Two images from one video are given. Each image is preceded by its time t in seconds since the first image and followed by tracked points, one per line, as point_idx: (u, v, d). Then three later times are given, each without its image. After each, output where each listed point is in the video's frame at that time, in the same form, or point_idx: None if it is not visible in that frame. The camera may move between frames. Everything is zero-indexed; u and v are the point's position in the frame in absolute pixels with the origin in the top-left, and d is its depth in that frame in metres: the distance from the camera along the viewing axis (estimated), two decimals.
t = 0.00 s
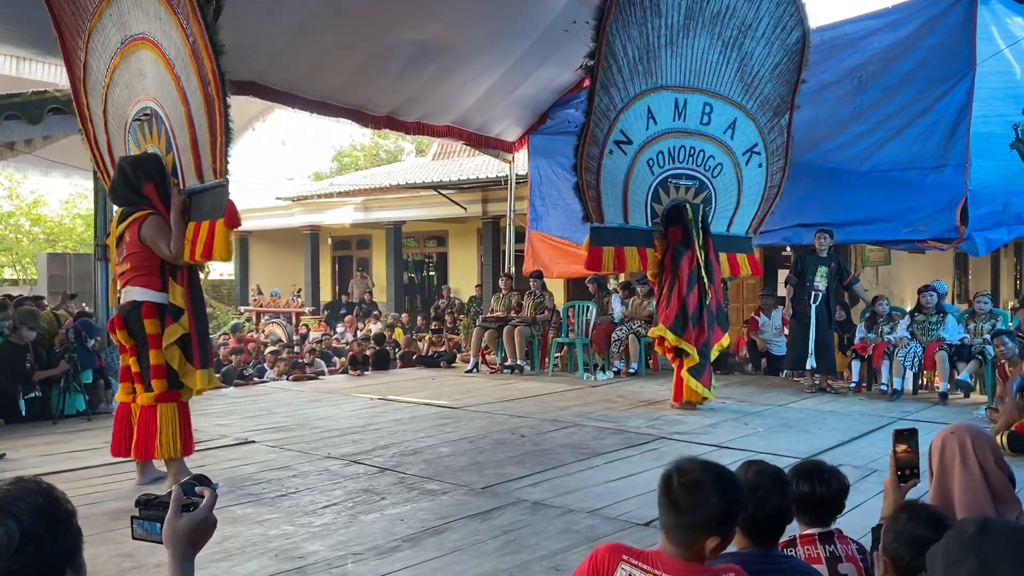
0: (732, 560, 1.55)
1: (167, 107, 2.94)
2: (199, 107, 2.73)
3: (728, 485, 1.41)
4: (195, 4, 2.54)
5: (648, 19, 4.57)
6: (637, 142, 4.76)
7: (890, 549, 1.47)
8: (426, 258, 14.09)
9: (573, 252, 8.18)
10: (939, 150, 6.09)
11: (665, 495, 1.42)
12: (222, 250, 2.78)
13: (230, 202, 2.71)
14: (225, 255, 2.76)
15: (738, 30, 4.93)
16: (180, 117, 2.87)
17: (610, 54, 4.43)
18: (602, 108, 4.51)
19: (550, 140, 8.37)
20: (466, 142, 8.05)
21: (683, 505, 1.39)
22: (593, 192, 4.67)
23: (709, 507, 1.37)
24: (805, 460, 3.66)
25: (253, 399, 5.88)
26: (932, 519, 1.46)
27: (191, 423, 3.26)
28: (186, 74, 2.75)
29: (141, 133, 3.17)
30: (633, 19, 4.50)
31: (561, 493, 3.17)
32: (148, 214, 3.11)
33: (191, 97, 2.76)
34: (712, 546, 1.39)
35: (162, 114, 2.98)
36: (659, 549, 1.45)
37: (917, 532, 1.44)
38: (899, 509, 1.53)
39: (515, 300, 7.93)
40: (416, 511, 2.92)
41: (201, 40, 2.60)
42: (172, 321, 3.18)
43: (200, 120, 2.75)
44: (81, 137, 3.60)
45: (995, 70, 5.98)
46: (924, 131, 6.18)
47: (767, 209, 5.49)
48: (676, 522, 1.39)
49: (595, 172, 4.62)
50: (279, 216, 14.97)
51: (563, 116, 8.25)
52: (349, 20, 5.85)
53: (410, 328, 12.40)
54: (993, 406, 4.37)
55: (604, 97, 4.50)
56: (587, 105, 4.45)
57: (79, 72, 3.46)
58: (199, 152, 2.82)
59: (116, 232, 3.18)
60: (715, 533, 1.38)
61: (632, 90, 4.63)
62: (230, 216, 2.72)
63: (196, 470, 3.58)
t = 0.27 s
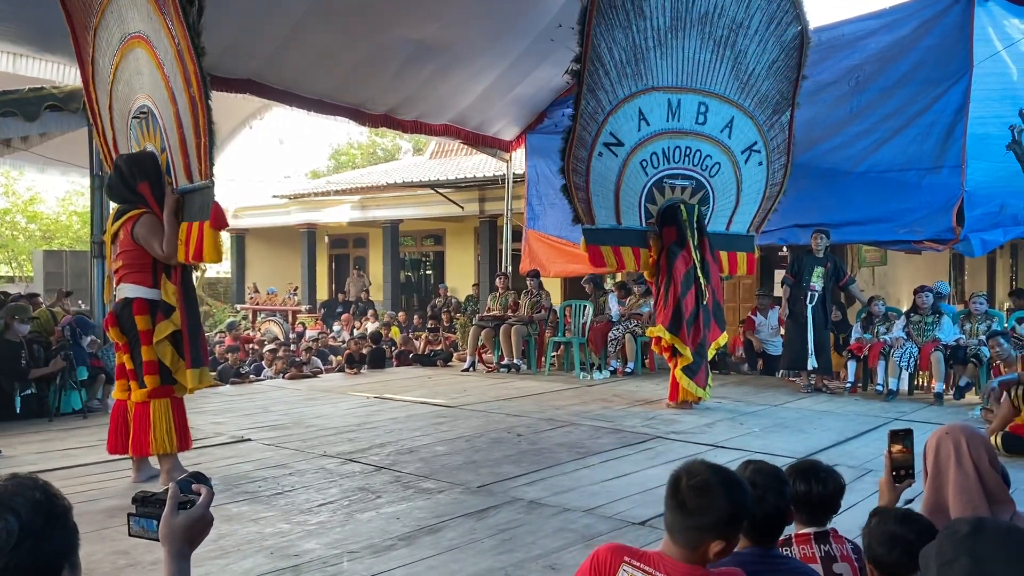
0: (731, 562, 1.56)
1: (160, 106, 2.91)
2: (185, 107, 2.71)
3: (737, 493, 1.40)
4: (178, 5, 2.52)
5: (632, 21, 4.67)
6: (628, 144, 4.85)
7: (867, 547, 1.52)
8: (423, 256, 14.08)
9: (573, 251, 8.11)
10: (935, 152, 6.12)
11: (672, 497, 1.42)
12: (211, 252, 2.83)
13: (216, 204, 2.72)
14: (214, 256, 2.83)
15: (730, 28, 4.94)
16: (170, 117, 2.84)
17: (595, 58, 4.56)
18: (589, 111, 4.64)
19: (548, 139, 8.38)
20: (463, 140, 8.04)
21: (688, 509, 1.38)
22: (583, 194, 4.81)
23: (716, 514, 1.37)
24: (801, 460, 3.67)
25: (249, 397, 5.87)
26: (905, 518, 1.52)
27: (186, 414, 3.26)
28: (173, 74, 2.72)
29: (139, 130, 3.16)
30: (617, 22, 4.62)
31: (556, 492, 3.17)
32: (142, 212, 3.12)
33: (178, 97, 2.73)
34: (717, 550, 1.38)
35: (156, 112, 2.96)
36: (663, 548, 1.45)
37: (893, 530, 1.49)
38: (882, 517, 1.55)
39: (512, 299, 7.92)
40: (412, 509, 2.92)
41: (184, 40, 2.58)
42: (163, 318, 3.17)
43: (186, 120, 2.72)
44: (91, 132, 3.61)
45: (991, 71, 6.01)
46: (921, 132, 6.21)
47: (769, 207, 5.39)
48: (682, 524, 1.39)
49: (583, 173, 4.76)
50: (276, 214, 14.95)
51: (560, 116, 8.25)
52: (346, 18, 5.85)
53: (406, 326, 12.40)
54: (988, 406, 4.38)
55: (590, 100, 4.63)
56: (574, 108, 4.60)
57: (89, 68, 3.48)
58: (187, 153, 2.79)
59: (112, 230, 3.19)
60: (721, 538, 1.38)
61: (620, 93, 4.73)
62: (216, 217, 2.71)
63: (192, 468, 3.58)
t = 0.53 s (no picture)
0: (729, 560, 1.55)
1: (157, 106, 2.88)
2: (175, 107, 2.70)
3: (714, 477, 1.43)
4: (166, 4, 2.52)
5: (623, 25, 4.74)
6: (621, 146, 4.90)
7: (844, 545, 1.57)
8: (421, 255, 14.09)
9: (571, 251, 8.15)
10: (933, 153, 6.16)
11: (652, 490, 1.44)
12: (199, 254, 2.89)
13: (208, 206, 2.79)
14: (201, 258, 2.89)
15: (724, 28, 4.95)
16: (165, 118, 2.81)
17: (586, 61, 4.65)
18: (580, 113, 4.74)
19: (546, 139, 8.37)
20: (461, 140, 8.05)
21: (670, 500, 1.40)
22: (575, 196, 4.90)
23: (698, 501, 1.39)
24: (797, 461, 3.68)
25: (246, 396, 5.87)
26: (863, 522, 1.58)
27: (183, 414, 3.25)
28: (166, 76, 2.69)
29: (138, 129, 3.16)
30: (608, 25, 4.69)
31: (553, 492, 3.17)
32: (139, 211, 3.13)
33: (172, 100, 2.70)
34: (706, 539, 1.39)
35: (154, 112, 2.92)
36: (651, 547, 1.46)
37: (875, 531, 1.53)
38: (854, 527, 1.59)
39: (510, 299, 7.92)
40: (409, 509, 2.93)
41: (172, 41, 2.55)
42: (159, 317, 3.18)
43: (176, 120, 2.71)
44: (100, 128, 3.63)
45: (989, 73, 5.99)
46: (919, 133, 6.23)
47: (770, 208, 5.34)
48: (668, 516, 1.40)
49: (575, 175, 4.84)
50: (274, 212, 14.95)
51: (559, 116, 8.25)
52: (345, 18, 5.85)
53: (404, 325, 12.40)
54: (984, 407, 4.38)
55: (581, 103, 4.73)
56: (565, 111, 4.71)
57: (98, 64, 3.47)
58: (180, 154, 2.75)
59: (112, 228, 3.20)
60: (706, 525, 1.39)
61: (611, 96, 4.80)
62: (206, 217, 2.79)
63: (189, 467, 3.58)
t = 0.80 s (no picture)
0: (729, 564, 1.51)
1: (155, 101, 2.80)
2: (165, 100, 2.66)
3: (666, 462, 1.52)
4: None
5: (620, 24, 4.67)
6: (617, 146, 4.82)
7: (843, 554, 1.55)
8: (419, 254, 14.07)
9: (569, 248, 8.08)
10: (932, 153, 6.16)
11: (615, 486, 1.50)
12: (188, 253, 2.88)
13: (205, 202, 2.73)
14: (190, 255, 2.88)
15: (725, 28, 4.94)
16: (162, 112, 2.72)
17: (582, 60, 4.55)
18: (574, 113, 4.64)
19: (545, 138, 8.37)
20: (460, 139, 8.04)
21: (639, 487, 1.46)
22: (568, 195, 4.79)
23: (664, 483, 1.47)
24: (795, 461, 3.67)
25: (243, 394, 5.85)
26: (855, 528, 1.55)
27: (179, 416, 3.24)
28: (161, 70, 2.61)
29: (137, 126, 3.13)
30: (605, 24, 4.61)
31: (550, 492, 3.16)
32: (140, 208, 3.12)
33: (167, 93, 2.61)
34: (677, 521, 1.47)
35: (152, 107, 2.84)
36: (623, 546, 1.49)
37: (868, 535, 1.52)
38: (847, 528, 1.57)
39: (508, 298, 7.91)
40: (405, 508, 2.92)
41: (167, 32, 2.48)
42: (159, 316, 3.16)
43: (168, 114, 2.67)
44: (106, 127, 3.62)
45: (988, 74, 5.99)
46: (918, 133, 6.23)
47: (770, 209, 5.35)
48: (641, 505, 1.45)
49: (568, 175, 4.74)
50: (272, 210, 14.93)
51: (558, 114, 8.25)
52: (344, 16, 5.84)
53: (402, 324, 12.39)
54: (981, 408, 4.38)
55: (577, 103, 4.63)
56: (559, 111, 4.61)
57: (104, 58, 3.42)
58: (177, 149, 2.65)
59: (112, 226, 3.19)
60: (673, 507, 1.47)
61: (607, 95, 4.70)
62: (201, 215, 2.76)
63: (185, 465, 3.56)
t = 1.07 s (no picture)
0: (726, 562, 1.52)
1: (159, 93, 2.84)
2: (172, 88, 2.67)
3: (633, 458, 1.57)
4: None
5: (627, 21, 4.73)
6: (622, 144, 4.89)
7: (862, 560, 1.50)
8: (419, 253, 14.06)
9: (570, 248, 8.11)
10: (934, 153, 6.15)
11: (586, 482, 1.53)
12: (200, 242, 2.85)
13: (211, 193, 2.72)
14: (203, 245, 2.85)
15: (732, 28, 4.93)
16: (166, 103, 2.76)
17: (586, 57, 4.66)
18: (580, 109, 4.74)
19: (545, 137, 8.36)
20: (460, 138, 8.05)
21: (610, 482, 1.51)
22: (574, 193, 4.89)
23: (633, 474, 1.53)
24: (795, 461, 3.68)
25: (243, 392, 5.85)
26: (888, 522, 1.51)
27: (182, 414, 3.23)
28: (166, 60, 2.65)
29: (143, 121, 3.13)
30: (612, 22, 4.69)
31: (551, 491, 3.16)
32: (145, 204, 3.10)
33: (171, 83, 2.65)
34: (646, 512, 1.52)
35: (156, 100, 2.88)
36: (598, 542, 1.53)
37: (883, 540, 1.48)
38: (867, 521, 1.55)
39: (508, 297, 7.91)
40: (406, 507, 2.91)
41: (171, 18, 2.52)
42: (164, 314, 3.16)
43: (175, 103, 2.68)
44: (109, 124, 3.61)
45: (990, 75, 5.98)
46: (919, 134, 6.23)
47: (767, 210, 5.37)
48: (614, 498, 1.50)
49: (575, 173, 4.85)
50: (272, 209, 14.92)
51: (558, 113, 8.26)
52: (346, 13, 5.83)
53: (401, 323, 12.39)
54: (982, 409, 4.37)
55: (582, 100, 4.74)
56: (565, 108, 4.71)
57: (108, 55, 3.44)
58: (181, 140, 2.70)
59: (115, 222, 3.19)
60: (643, 499, 1.52)
61: (614, 92, 4.80)
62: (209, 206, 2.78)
63: (186, 463, 3.56)
